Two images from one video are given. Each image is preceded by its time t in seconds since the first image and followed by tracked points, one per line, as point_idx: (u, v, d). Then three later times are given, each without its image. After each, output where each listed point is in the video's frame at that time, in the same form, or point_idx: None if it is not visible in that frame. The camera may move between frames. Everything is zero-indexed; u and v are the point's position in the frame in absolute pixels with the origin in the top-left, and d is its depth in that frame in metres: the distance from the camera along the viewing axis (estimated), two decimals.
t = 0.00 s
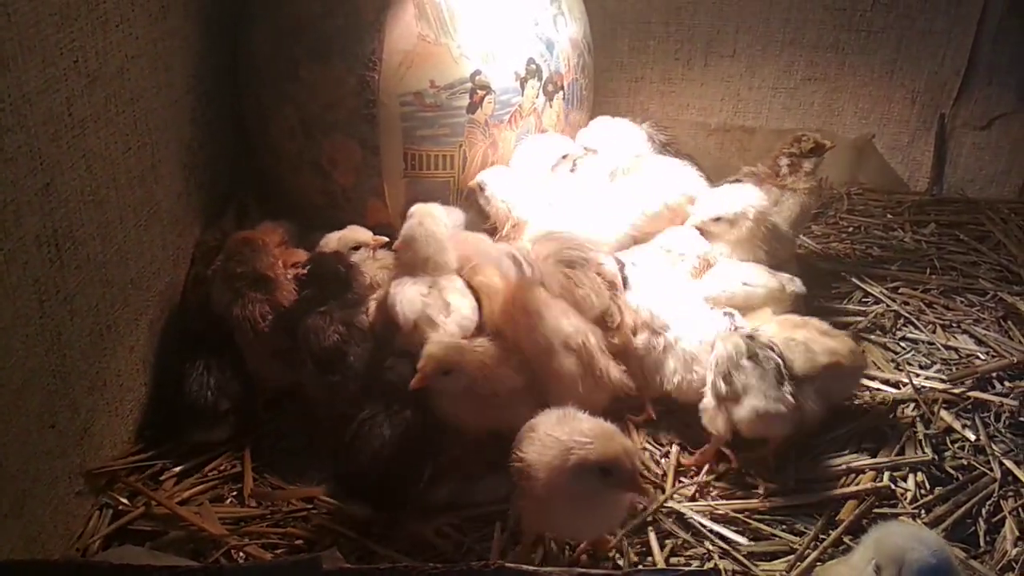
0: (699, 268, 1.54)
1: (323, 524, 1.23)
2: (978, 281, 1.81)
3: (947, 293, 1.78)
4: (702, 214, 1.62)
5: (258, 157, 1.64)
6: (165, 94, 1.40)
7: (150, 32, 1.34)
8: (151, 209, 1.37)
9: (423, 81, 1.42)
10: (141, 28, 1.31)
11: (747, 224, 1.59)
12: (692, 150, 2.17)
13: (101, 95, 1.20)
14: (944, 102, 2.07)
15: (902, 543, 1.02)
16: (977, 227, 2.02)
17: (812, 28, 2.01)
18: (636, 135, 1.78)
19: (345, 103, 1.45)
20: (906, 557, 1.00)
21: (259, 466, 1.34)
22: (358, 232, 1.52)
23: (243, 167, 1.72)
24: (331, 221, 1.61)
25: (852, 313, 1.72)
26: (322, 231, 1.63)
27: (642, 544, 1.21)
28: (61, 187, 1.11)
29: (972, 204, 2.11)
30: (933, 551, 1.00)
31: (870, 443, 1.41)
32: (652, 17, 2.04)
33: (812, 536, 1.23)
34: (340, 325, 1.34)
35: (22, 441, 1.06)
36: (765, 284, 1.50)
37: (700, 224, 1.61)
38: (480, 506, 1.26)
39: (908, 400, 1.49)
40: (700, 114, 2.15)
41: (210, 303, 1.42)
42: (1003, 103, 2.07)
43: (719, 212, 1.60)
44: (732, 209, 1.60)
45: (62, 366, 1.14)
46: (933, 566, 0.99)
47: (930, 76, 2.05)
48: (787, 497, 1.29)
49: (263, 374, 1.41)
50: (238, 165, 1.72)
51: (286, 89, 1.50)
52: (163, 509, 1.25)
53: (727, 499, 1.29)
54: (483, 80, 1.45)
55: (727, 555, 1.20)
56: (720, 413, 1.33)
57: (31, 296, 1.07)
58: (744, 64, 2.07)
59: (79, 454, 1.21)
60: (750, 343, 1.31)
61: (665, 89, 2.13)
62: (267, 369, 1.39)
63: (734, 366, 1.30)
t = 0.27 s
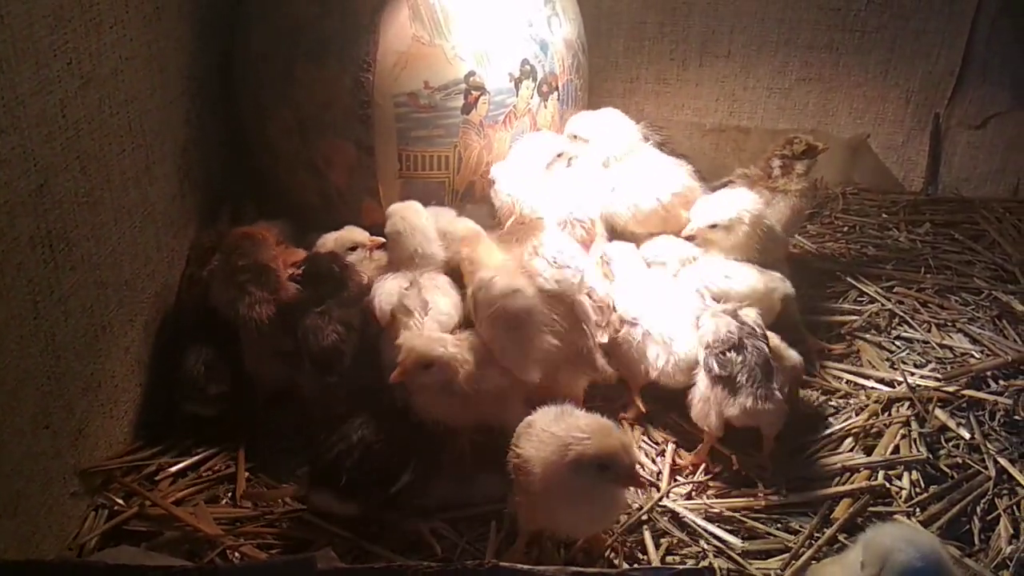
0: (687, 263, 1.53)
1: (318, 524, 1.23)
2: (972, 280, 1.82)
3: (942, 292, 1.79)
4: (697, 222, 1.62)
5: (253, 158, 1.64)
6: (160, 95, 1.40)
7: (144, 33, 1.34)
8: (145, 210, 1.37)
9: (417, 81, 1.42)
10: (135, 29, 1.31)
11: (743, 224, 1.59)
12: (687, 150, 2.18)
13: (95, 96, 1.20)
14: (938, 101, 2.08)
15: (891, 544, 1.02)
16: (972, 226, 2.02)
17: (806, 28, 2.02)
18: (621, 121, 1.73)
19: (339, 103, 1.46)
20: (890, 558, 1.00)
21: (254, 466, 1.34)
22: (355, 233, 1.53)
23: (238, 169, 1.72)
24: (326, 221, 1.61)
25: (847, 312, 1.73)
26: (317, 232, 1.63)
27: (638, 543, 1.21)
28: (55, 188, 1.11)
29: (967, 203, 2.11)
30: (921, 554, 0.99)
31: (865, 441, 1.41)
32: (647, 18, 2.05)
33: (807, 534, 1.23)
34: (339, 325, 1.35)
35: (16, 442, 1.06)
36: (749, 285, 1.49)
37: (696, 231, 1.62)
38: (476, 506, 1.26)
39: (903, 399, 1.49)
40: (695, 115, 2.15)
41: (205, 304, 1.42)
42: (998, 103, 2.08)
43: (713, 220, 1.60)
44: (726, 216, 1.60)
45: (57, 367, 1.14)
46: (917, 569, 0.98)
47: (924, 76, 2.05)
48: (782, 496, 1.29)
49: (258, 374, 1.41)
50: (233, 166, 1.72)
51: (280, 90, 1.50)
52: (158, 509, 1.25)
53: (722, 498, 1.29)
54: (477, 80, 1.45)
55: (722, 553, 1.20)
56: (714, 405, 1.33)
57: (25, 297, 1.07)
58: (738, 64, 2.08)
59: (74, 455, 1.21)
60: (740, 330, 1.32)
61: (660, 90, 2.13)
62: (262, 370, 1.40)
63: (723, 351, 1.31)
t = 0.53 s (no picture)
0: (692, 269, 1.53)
1: (316, 517, 1.24)
2: (970, 276, 1.82)
3: (939, 287, 1.79)
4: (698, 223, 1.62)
5: (252, 152, 1.64)
6: (158, 89, 1.40)
7: (143, 26, 1.34)
8: (144, 204, 1.37)
9: (415, 75, 1.43)
10: (134, 22, 1.31)
11: (742, 220, 1.59)
12: (686, 146, 2.18)
13: (94, 88, 1.20)
14: (937, 98, 2.08)
15: (887, 534, 1.02)
16: (970, 222, 2.03)
17: (805, 24, 2.02)
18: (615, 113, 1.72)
19: (338, 97, 1.46)
20: (886, 547, 1.01)
21: (252, 459, 1.34)
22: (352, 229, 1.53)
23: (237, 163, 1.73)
24: (324, 216, 1.62)
25: (844, 308, 1.73)
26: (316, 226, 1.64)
27: (635, 535, 1.22)
28: (53, 180, 1.12)
29: (965, 200, 2.12)
30: (917, 544, 1.00)
31: (862, 435, 1.41)
32: (646, 13, 2.05)
33: (803, 527, 1.23)
34: (333, 320, 1.36)
35: (15, 433, 1.07)
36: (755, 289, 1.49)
37: (696, 231, 1.62)
38: (473, 499, 1.26)
39: (900, 393, 1.50)
40: (694, 111, 2.16)
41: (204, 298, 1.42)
42: (996, 99, 2.08)
43: (713, 220, 1.61)
44: (726, 215, 1.60)
45: (55, 358, 1.14)
46: (913, 559, 0.98)
47: (923, 72, 2.06)
48: (779, 489, 1.30)
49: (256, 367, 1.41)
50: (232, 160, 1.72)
51: (279, 84, 1.50)
52: (155, 501, 1.25)
53: (719, 491, 1.30)
54: (476, 74, 1.45)
55: (719, 546, 1.20)
56: (711, 392, 1.33)
57: (23, 288, 1.07)
58: (737, 60, 2.08)
59: (72, 447, 1.22)
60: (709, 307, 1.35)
61: (658, 86, 2.14)
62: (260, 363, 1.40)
63: (699, 326, 1.34)
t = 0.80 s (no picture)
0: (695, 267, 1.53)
1: (314, 513, 1.24)
2: (969, 274, 1.82)
3: (938, 286, 1.79)
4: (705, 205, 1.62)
5: (252, 148, 1.64)
6: (157, 85, 1.40)
7: (142, 22, 1.34)
8: (143, 200, 1.37)
9: (414, 72, 1.43)
10: (133, 18, 1.31)
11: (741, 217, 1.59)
12: (685, 144, 2.18)
13: (93, 84, 1.20)
14: (936, 96, 2.08)
15: (884, 530, 1.03)
16: (969, 221, 2.03)
17: (805, 23, 2.02)
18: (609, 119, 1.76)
19: (337, 94, 1.46)
20: (884, 543, 1.01)
21: (251, 455, 1.34)
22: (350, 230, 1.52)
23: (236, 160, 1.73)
24: (323, 212, 1.62)
25: (844, 305, 1.73)
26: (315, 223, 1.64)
27: (633, 532, 1.22)
28: (52, 175, 1.11)
29: (964, 199, 2.12)
30: (914, 540, 1.00)
31: (861, 432, 1.41)
32: (646, 11, 2.05)
33: (802, 525, 1.23)
34: (335, 314, 1.36)
35: (13, 429, 1.06)
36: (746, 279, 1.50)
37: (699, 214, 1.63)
38: (472, 496, 1.26)
39: (899, 391, 1.50)
40: (693, 109, 2.16)
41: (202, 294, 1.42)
42: (996, 98, 2.08)
43: (718, 207, 1.61)
44: (732, 204, 1.60)
45: (54, 354, 1.14)
46: (911, 554, 0.99)
47: (923, 71, 2.05)
48: (778, 487, 1.29)
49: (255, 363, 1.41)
50: (231, 157, 1.72)
51: (278, 80, 1.50)
52: (154, 497, 1.25)
53: (717, 488, 1.29)
54: (475, 71, 1.45)
55: (717, 543, 1.20)
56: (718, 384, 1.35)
57: (22, 284, 1.07)
58: (736, 58, 2.08)
59: (71, 443, 1.21)
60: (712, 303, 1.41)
61: (658, 84, 2.14)
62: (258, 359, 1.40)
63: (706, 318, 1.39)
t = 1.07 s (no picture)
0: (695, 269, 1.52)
1: (313, 518, 1.23)
2: (968, 279, 1.82)
3: (938, 290, 1.79)
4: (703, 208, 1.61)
5: (252, 153, 1.64)
6: (158, 89, 1.41)
7: (142, 26, 1.34)
8: (143, 204, 1.37)
9: (414, 76, 1.43)
10: (133, 22, 1.31)
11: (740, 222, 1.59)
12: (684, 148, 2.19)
13: (93, 89, 1.20)
14: (936, 100, 2.08)
15: (885, 534, 1.03)
16: (969, 225, 2.03)
17: (804, 27, 2.02)
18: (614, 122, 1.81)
19: (337, 98, 1.46)
20: (885, 548, 1.01)
21: (250, 460, 1.34)
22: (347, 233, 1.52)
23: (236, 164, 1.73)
24: (323, 217, 1.62)
25: (843, 309, 1.73)
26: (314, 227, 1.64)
27: (632, 537, 1.22)
28: (52, 180, 1.12)
29: (963, 203, 2.12)
30: (915, 544, 1.00)
31: (860, 437, 1.41)
32: (646, 15, 2.05)
33: (801, 529, 1.23)
34: (332, 318, 1.37)
35: (13, 433, 1.07)
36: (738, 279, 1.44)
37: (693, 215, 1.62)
38: (471, 500, 1.26)
39: (898, 395, 1.50)
40: (693, 113, 2.16)
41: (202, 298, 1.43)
42: (995, 103, 2.08)
43: (717, 209, 1.59)
44: (730, 206, 1.59)
45: (54, 358, 1.14)
46: (911, 559, 0.99)
47: (922, 75, 2.06)
48: (777, 491, 1.30)
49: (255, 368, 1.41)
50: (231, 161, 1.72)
51: (278, 85, 1.50)
52: (153, 502, 1.25)
53: (716, 493, 1.30)
54: (475, 75, 1.45)
55: (716, 548, 1.20)
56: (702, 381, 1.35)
57: (22, 288, 1.07)
58: (736, 63, 2.08)
59: (70, 447, 1.22)
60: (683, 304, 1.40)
61: (657, 88, 2.14)
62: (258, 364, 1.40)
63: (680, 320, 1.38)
